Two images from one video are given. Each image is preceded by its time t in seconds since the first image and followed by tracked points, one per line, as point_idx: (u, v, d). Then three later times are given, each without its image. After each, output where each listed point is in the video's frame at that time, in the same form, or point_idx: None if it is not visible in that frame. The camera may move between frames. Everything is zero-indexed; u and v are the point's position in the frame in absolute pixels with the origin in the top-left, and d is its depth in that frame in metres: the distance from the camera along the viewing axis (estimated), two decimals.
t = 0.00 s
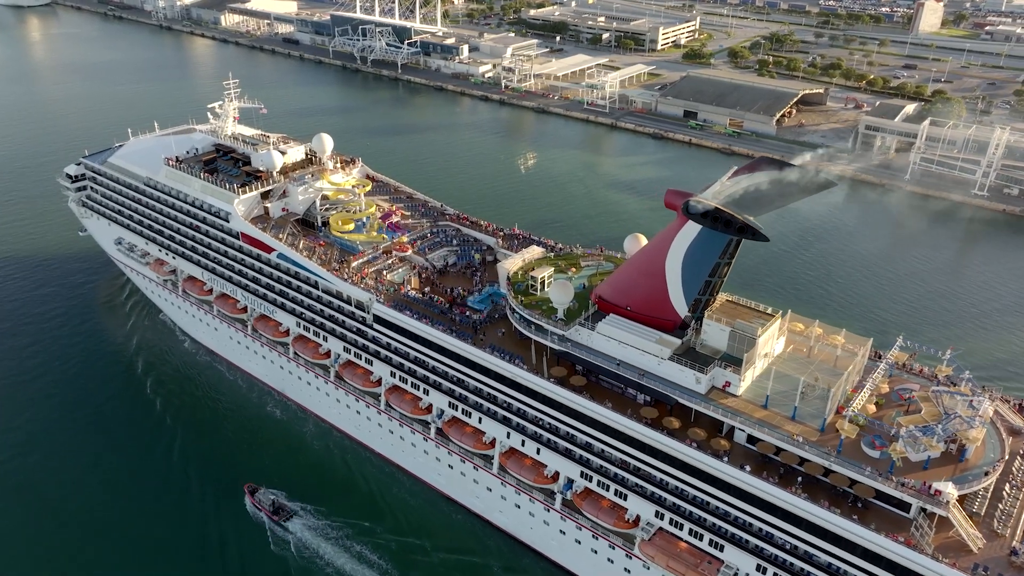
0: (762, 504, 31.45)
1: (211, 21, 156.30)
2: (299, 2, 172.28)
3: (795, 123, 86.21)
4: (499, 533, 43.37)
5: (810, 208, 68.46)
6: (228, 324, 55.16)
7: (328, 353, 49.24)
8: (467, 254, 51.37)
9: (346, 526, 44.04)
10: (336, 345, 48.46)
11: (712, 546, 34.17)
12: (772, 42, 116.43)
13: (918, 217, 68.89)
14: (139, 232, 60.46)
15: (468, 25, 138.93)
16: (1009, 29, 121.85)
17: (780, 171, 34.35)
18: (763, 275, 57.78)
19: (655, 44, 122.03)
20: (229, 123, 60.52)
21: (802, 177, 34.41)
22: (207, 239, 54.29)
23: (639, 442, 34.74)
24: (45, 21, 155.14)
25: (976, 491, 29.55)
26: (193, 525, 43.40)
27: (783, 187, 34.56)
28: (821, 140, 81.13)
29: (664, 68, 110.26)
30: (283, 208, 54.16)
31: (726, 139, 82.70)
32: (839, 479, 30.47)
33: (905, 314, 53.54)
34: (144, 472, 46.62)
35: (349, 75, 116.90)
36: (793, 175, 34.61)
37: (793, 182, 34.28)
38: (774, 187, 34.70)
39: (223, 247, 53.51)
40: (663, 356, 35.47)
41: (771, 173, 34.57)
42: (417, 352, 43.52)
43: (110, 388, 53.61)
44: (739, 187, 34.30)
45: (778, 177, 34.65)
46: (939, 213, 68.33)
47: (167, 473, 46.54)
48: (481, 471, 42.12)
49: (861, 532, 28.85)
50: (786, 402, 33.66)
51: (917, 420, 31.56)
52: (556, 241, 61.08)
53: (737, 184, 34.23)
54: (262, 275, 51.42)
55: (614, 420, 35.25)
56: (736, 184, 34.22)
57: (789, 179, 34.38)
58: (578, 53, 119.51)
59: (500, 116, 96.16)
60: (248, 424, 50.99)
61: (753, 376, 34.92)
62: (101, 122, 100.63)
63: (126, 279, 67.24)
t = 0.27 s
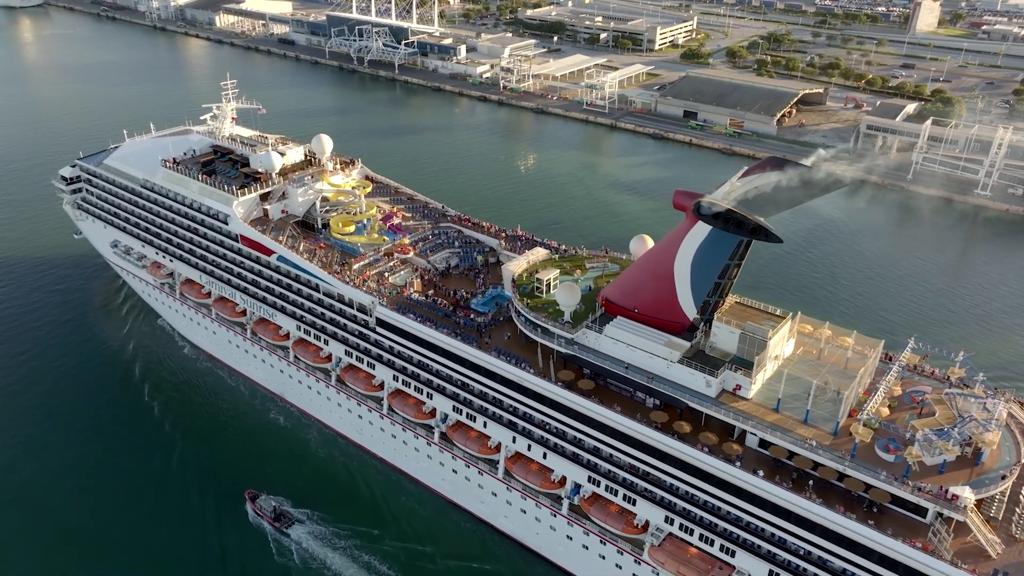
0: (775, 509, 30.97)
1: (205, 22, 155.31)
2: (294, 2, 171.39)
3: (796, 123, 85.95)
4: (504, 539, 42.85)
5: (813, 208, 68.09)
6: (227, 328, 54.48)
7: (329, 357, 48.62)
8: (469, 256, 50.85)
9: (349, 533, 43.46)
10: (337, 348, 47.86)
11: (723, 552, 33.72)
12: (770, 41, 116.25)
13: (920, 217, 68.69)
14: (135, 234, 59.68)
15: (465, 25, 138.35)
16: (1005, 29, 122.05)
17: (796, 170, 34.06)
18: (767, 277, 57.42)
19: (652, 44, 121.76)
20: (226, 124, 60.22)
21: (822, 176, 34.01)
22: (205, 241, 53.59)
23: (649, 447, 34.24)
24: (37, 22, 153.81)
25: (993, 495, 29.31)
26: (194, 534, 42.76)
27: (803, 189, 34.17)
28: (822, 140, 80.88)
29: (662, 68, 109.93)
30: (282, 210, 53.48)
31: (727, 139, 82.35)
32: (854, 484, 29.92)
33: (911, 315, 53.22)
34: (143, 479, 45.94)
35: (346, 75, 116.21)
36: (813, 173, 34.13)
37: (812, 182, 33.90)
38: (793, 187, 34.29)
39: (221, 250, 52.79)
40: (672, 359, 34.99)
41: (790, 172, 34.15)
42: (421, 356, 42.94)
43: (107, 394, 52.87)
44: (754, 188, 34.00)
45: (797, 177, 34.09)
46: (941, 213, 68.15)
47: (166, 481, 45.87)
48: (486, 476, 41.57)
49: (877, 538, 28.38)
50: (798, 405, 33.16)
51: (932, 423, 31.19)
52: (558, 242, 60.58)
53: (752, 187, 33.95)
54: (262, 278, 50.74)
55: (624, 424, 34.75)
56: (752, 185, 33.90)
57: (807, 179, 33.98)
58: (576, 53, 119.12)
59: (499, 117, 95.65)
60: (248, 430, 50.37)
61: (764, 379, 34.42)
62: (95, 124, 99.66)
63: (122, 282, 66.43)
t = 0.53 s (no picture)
0: (787, 511, 30.66)
1: (201, 22, 154.51)
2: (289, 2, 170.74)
3: (796, 122, 85.76)
4: (509, 542, 42.48)
5: (815, 208, 67.92)
6: (226, 330, 53.97)
7: (330, 359, 48.15)
8: (472, 257, 50.44)
9: (352, 537, 43.03)
10: (339, 350, 47.40)
11: (733, 554, 33.40)
12: (768, 41, 116.15)
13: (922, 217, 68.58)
14: (133, 236, 59.11)
15: (462, 25, 137.92)
16: (1002, 27, 122.23)
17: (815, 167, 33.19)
18: (770, 277, 57.19)
19: (650, 43, 121.57)
20: (225, 124, 59.67)
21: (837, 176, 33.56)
22: (204, 243, 53.07)
23: (657, 449, 33.89)
24: (31, 22, 152.81)
25: (1007, 496, 28.95)
26: (195, 539, 42.30)
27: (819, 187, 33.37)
28: (822, 139, 80.71)
29: (661, 67, 109.67)
30: (282, 211, 52.99)
31: (727, 139, 82.11)
32: (866, 486, 29.65)
33: (916, 314, 53.02)
34: (143, 483, 45.43)
35: (343, 75, 115.70)
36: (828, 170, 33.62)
37: (832, 179, 33.09)
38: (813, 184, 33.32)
39: (221, 251, 52.27)
40: (680, 360, 34.62)
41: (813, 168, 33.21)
42: (424, 358, 42.53)
43: (105, 398, 52.35)
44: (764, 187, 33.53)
45: (816, 173, 33.21)
46: (943, 213, 68.03)
47: (166, 485, 45.38)
48: (491, 478, 41.20)
49: (892, 541, 28.09)
50: (808, 406, 32.84)
51: (944, 423, 30.85)
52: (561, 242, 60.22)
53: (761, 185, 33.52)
54: (262, 280, 50.26)
55: (632, 426, 34.38)
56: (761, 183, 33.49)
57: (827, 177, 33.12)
58: (574, 52, 118.83)
59: (498, 117, 95.29)
60: (249, 433, 49.91)
61: (774, 380, 34.11)
62: (91, 125, 98.96)
63: (119, 284, 65.83)
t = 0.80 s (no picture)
0: (801, 513, 30.31)
1: (196, 22, 153.61)
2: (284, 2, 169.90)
3: (796, 121, 85.60)
4: (516, 545, 42.10)
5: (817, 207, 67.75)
6: (226, 332, 53.40)
7: (333, 361, 47.63)
8: (475, 257, 49.96)
9: (357, 542, 42.59)
10: (342, 352, 46.91)
11: (745, 557, 33.07)
12: (767, 39, 115.98)
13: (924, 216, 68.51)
14: (131, 237, 58.48)
15: (459, 25, 137.43)
16: (1000, 26, 122.40)
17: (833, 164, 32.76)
18: (775, 276, 56.93)
19: (649, 42, 121.33)
20: (224, 124, 59.11)
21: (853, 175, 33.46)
22: (204, 244, 52.51)
23: (668, 451, 33.52)
24: (24, 22, 151.64)
25: None
26: (197, 545, 41.79)
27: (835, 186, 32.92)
28: (824, 138, 80.50)
29: (659, 67, 109.42)
30: (283, 212, 52.50)
31: (728, 138, 81.88)
32: (882, 487, 29.29)
33: (922, 314, 52.80)
34: (144, 488, 44.88)
35: (340, 75, 115.12)
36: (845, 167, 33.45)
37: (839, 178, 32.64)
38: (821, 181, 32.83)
39: (221, 252, 51.70)
40: (691, 361, 34.24)
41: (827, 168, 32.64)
42: (429, 359, 42.08)
43: (104, 401, 51.76)
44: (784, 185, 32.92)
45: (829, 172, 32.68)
46: (946, 212, 67.91)
47: (167, 490, 44.85)
48: (497, 481, 40.80)
49: (909, 543, 27.75)
50: (820, 407, 32.50)
51: (959, 424, 30.51)
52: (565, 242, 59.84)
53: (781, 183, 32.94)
54: (263, 281, 49.73)
55: (642, 428, 33.99)
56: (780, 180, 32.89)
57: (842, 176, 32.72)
58: (572, 52, 118.47)
59: (497, 117, 94.86)
60: (251, 436, 49.41)
61: (786, 381, 33.75)
62: (87, 126, 98.21)
63: (116, 287, 65.18)
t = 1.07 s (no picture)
0: (814, 515, 29.99)
1: (192, 22, 152.85)
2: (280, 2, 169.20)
3: (797, 120, 85.47)
4: (521, 548, 41.76)
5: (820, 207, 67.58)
6: (226, 334, 52.92)
7: (335, 362, 47.22)
8: (478, 257, 49.59)
9: (360, 545, 42.21)
10: (344, 354, 46.48)
11: (755, 559, 32.79)
12: (765, 39, 115.90)
13: (925, 216, 68.47)
14: (129, 239, 57.97)
15: (456, 24, 137.04)
16: (997, 25, 122.58)
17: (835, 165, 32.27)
18: (779, 277, 56.71)
19: (647, 42, 121.17)
20: (223, 124, 58.64)
21: (868, 171, 33.33)
22: (204, 245, 52.03)
23: (678, 452, 33.21)
24: (18, 23, 150.63)
25: None
26: (199, 549, 41.38)
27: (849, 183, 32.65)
28: (825, 138, 80.34)
29: (658, 66, 109.20)
30: (284, 212, 52.09)
31: (729, 138, 81.66)
32: (896, 488, 28.98)
33: (926, 314, 52.65)
34: (144, 493, 44.40)
35: (338, 76, 114.63)
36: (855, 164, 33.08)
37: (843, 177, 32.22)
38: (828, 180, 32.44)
39: (221, 253, 51.22)
40: (699, 361, 33.91)
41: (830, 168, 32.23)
42: (433, 360, 41.69)
43: (103, 405, 51.24)
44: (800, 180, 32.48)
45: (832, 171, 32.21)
46: (948, 212, 67.85)
47: (168, 494, 44.37)
48: (503, 483, 40.43)
49: (924, 545, 27.45)
50: (831, 408, 32.22)
51: (971, 424, 30.26)
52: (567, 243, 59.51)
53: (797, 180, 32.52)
54: (265, 282, 49.29)
55: (651, 429, 33.68)
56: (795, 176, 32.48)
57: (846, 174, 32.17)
58: (571, 51, 118.18)
59: (496, 117, 94.50)
60: (252, 439, 48.97)
61: (795, 381, 33.48)
62: (83, 127, 97.57)
63: (114, 288, 64.63)
